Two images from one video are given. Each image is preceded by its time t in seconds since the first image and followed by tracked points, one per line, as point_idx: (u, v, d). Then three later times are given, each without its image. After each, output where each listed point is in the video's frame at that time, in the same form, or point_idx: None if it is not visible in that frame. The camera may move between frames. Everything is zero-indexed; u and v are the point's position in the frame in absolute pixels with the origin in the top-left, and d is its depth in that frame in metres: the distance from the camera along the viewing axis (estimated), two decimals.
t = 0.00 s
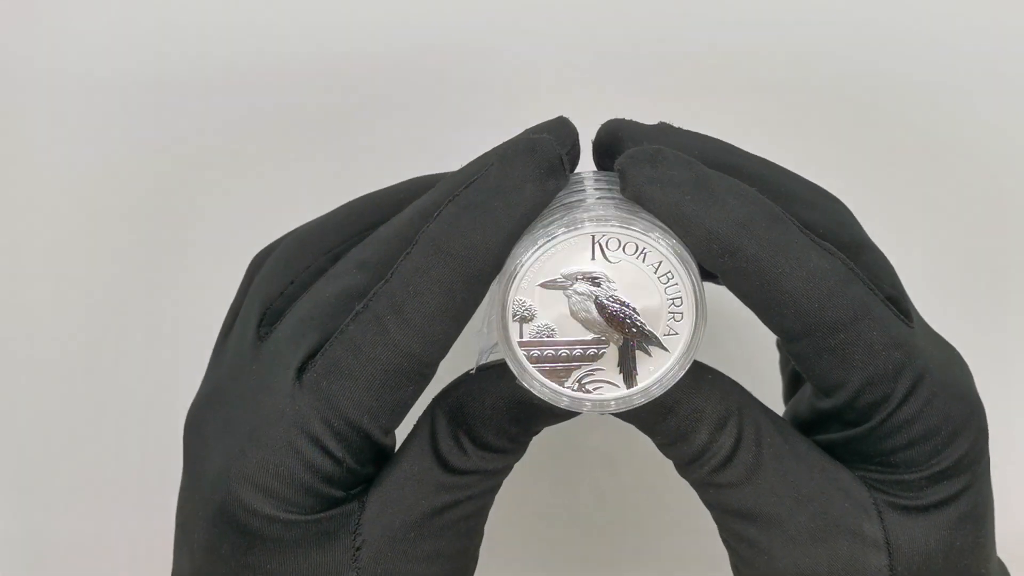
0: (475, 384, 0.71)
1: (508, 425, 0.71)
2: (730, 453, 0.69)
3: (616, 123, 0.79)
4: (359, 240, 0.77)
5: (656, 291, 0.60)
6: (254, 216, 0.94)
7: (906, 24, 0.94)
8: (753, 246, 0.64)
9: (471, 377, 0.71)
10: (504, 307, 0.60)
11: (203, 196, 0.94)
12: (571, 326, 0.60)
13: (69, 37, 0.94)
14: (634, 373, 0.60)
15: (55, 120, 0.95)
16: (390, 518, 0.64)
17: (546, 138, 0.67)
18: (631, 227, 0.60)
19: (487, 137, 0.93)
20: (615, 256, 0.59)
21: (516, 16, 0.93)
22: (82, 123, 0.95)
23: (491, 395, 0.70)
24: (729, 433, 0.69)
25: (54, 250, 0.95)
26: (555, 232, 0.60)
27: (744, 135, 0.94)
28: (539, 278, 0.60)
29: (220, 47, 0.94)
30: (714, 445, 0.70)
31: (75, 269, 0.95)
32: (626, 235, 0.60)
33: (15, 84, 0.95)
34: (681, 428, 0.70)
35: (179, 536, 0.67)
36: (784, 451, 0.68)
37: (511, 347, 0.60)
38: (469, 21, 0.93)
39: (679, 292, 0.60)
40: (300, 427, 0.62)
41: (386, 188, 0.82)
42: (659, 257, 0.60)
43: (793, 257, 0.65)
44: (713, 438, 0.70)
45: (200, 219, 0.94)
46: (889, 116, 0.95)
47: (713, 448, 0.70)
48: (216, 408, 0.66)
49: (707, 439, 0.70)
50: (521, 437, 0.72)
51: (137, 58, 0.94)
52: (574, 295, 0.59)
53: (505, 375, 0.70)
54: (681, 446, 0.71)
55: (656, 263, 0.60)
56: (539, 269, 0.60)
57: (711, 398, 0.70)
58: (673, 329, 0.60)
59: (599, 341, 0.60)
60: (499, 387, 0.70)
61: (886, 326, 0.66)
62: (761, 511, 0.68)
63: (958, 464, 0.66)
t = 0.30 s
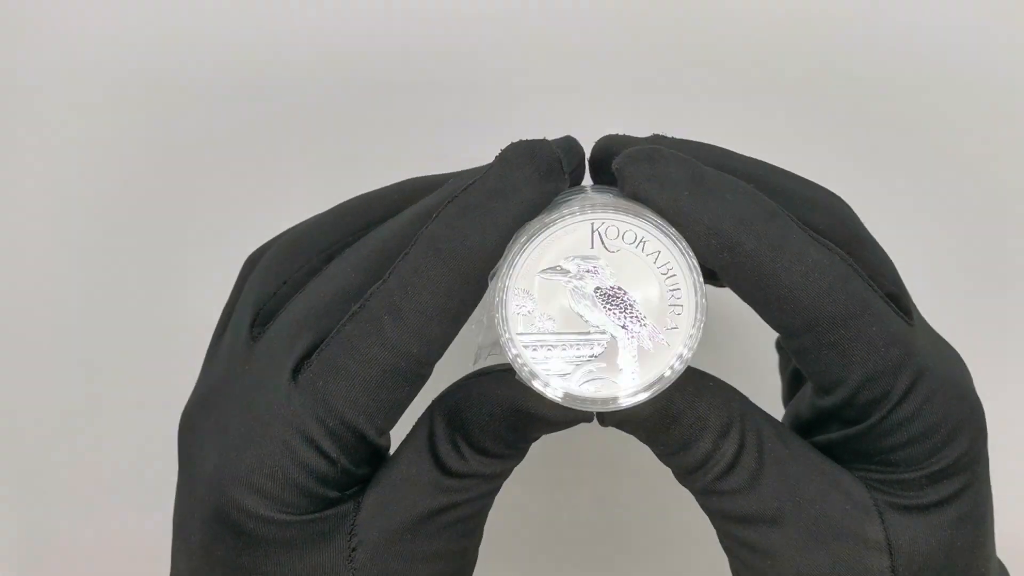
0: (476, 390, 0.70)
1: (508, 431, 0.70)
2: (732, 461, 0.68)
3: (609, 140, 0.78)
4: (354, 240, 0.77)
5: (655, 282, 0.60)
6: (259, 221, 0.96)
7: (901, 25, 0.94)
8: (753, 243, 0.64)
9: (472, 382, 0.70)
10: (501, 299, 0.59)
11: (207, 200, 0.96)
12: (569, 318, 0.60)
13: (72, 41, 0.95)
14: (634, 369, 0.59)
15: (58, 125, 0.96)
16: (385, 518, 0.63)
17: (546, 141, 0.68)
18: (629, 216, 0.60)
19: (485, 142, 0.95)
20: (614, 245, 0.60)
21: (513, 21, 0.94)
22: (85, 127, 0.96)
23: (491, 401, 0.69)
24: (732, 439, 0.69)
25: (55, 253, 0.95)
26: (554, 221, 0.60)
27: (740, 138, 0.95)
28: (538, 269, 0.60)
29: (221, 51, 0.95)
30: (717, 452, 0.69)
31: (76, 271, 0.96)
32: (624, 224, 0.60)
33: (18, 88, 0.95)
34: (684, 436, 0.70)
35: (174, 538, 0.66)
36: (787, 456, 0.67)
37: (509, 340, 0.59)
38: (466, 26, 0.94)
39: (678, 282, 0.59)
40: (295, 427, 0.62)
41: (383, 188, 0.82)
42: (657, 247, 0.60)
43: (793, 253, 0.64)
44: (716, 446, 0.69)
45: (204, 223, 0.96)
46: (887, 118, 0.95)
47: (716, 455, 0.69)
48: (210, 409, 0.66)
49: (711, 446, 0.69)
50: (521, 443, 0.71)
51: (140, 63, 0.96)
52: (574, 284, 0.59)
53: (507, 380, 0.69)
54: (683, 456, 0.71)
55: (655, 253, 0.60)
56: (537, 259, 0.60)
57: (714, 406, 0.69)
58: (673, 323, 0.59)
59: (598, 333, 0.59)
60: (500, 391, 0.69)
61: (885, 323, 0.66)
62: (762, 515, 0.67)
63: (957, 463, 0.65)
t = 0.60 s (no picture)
0: (478, 399, 0.68)
1: (511, 442, 0.67)
2: (736, 472, 0.67)
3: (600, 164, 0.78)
4: (348, 242, 0.77)
5: (656, 270, 0.59)
6: (258, 227, 0.96)
7: (898, 28, 0.94)
8: (747, 239, 0.66)
9: (475, 392, 0.69)
10: (501, 289, 0.59)
11: (205, 206, 0.96)
12: (571, 308, 0.59)
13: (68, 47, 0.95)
14: (638, 359, 0.58)
15: (55, 130, 0.96)
16: (381, 522, 0.63)
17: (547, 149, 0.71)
18: (628, 204, 0.60)
19: (485, 148, 0.95)
20: (613, 233, 0.59)
21: (510, 25, 0.94)
22: (82, 134, 0.96)
23: (492, 411, 0.67)
24: (737, 447, 0.67)
25: (49, 258, 0.95)
26: (554, 209, 0.60)
27: (739, 143, 0.95)
28: (538, 259, 0.60)
29: (218, 57, 0.95)
30: (722, 461, 0.67)
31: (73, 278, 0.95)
32: (624, 211, 0.60)
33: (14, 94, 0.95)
34: (691, 446, 0.67)
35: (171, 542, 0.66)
36: (791, 461, 0.66)
37: (511, 332, 0.58)
38: (463, 31, 0.94)
39: (679, 271, 0.59)
40: (292, 428, 0.61)
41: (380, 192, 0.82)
42: (657, 234, 0.59)
43: (787, 249, 0.66)
44: (722, 454, 0.67)
45: (201, 228, 0.96)
46: (883, 122, 0.95)
47: (721, 464, 0.67)
48: (203, 413, 0.65)
49: (716, 456, 0.67)
50: (523, 454, 0.69)
51: (137, 70, 0.96)
52: (575, 273, 0.59)
53: (509, 392, 0.67)
54: (688, 466, 0.69)
55: (655, 241, 0.59)
56: (537, 250, 0.60)
57: (719, 415, 0.67)
58: (675, 312, 0.59)
59: (601, 322, 0.59)
60: (501, 401, 0.67)
61: (883, 318, 0.66)
62: (763, 518, 0.66)
63: (957, 463, 0.64)
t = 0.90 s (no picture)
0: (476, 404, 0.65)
1: (511, 448, 0.65)
2: (737, 474, 0.66)
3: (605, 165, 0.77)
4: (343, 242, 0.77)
5: (654, 263, 0.59)
6: (255, 229, 0.96)
7: (895, 29, 0.94)
8: (744, 235, 0.69)
9: (476, 396, 0.66)
10: (499, 281, 0.59)
11: (201, 206, 0.95)
12: (569, 299, 0.58)
13: (66, 46, 0.95)
14: (637, 350, 0.57)
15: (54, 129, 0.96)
16: (378, 524, 0.62)
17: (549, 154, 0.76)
18: (625, 200, 0.61)
19: (482, 151, 0.95)
20: (610, 228, 0.60)
21: (508, 27, 0.94)
22: (79, 133, 0.96)
23: (491, 417, 0.64)
24: (738, 450, 0.66)
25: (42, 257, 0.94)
26: (551, 206, 0.61)
27: (737, 145, 0.95)
28: (536, 251, 0.60)
29: (217, 58, 0.95)
30: (723, 464, 0.66)
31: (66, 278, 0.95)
32: (621, 207, 0.61)
33: (10, 92, 0.95)
34: (692, 449, 0.66)
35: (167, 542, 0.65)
36: (791, 461, 0.66)
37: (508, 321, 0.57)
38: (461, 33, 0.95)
39: (677, 264, 0.59)
40: (287, 427, 0.61)
41: (377, 194, 0.82)
42: (654, 229, 0.60)
43: (785, 244, 0.68)
44: (722, 457, 0.66)
45: (196, 228, 0.95)
46: (881, 122, 0.95)
47: (723, 467, 0.66)
48: (197, 413, 0.65)
49: (717, 459, 0.66)
50: (524, 461, 0.66)
51: (135, 70, 0.96)
52: (573, 265, 0.59)
53: (509, 397, 0.64)
54: (688, 470, 0.67)
55: (652, 236, 0.60)
56: (536, 243, 0.60)
57: (721, 418, 0.66)
58: (675, 304, 0.58)
59: (599, 313, 0.58)
60: (501, 406, 0.63)
61: (880, 314, 0.67)
62: (762, 520, 0.66)
63: (956, 462, 0.64)
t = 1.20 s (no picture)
0: (475, 409, 0.65)
1: (510, 453, 0.64)
2: (735, 478, 0.66)
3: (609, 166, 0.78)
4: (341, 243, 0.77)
5: (651, 253, 0.60)
6: (252, 233, 0.95)
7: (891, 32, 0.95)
8: (740, 232, 0.71)
9: (473, 403, 0.65)
10: (498, 269, 0.59)
11: (199, 210, 0.96)
12: (568, 285, 0.58)
13: (68, 51, 0.97)
14: (636, 334, 0.57)
15: (54, 131, 0.96)
16: (375, 525, 0.62)
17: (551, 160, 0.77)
18: (620, 194, 0.62)
19: (480, 154, 0.95)
20: (607, 220, 0.61)
21: (508, 32, 0.95)
22: (79, 135, 0.96)
23: (491, 422, 0.63)
24: (737, 453, 0.66)
25: (37, 261, 0.94)
26: (551, 199, 0.62)
27: (736, 148, 0.95)
28: (534, 241, 0.60)
29: (216, 61, 0.96)
30: (722, 468, 0.65)
31: (64, 280, 0.94)
32: (617, 200, 0.62)
33: (12, 97, 0.96)
34: (691, 454, 0.65)
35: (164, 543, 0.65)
36: (789, 463, 0.66)
37: (507, 306, 0.57)
38: (459, 37, 0.95)
39: (674, 256, 0.59)
40: (286, 423, 0.61)
41: (377, 198, 0.82)
42: (649, 220, 0.61)
43: (780, 239, 0.70)
44: (722, 461, 0.65)
45: (194, 231, 0.95)
46: (878, 126, 0.96)
47: (722, 471, 0.65)
48: (194, 412, 0.65)
49: (716, 464, 0.65)
50: (524, 467, 0.66)
51: (134, 74, 0.97)
52: (570, 253, 0.59)
53: (507, 401, 0.63)
54: (687, 474, 0.66)
55: (648, 228, 0.61)
56: (534, 233, 0.60)
57: (721, 423, 0.65)
58: (673, 291, 0.58)
59: (598, 298, 0.58)
60: (501, 411, 0.63)
61: (875, 310, 0.67)
62: (761, 522, 0.66)
63: (953, 460, 0.64)
